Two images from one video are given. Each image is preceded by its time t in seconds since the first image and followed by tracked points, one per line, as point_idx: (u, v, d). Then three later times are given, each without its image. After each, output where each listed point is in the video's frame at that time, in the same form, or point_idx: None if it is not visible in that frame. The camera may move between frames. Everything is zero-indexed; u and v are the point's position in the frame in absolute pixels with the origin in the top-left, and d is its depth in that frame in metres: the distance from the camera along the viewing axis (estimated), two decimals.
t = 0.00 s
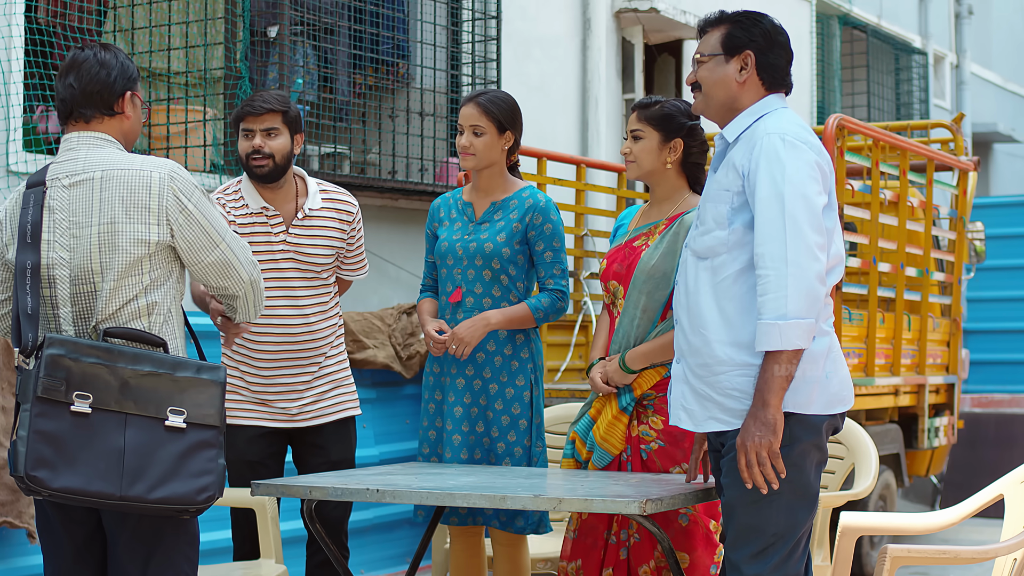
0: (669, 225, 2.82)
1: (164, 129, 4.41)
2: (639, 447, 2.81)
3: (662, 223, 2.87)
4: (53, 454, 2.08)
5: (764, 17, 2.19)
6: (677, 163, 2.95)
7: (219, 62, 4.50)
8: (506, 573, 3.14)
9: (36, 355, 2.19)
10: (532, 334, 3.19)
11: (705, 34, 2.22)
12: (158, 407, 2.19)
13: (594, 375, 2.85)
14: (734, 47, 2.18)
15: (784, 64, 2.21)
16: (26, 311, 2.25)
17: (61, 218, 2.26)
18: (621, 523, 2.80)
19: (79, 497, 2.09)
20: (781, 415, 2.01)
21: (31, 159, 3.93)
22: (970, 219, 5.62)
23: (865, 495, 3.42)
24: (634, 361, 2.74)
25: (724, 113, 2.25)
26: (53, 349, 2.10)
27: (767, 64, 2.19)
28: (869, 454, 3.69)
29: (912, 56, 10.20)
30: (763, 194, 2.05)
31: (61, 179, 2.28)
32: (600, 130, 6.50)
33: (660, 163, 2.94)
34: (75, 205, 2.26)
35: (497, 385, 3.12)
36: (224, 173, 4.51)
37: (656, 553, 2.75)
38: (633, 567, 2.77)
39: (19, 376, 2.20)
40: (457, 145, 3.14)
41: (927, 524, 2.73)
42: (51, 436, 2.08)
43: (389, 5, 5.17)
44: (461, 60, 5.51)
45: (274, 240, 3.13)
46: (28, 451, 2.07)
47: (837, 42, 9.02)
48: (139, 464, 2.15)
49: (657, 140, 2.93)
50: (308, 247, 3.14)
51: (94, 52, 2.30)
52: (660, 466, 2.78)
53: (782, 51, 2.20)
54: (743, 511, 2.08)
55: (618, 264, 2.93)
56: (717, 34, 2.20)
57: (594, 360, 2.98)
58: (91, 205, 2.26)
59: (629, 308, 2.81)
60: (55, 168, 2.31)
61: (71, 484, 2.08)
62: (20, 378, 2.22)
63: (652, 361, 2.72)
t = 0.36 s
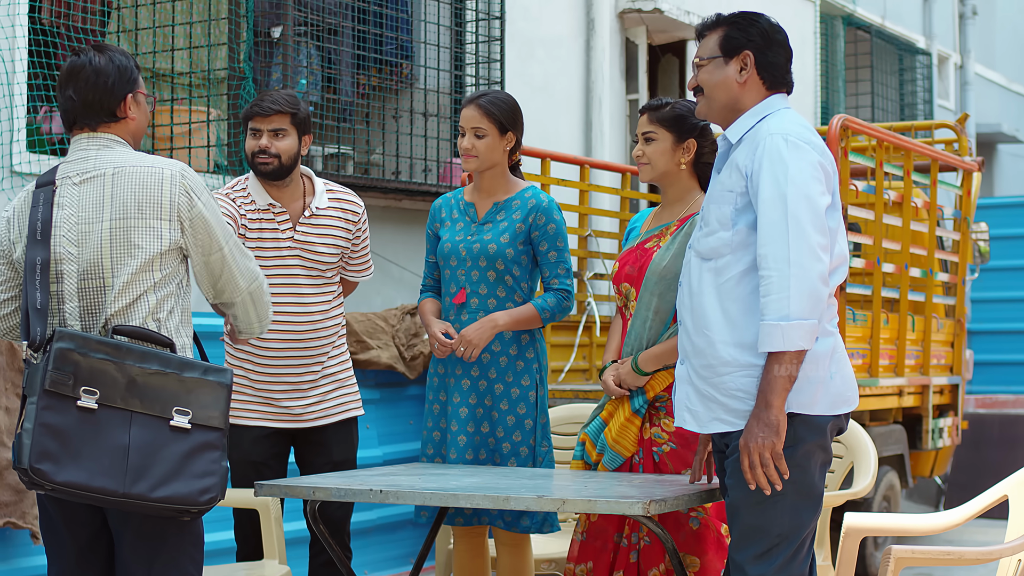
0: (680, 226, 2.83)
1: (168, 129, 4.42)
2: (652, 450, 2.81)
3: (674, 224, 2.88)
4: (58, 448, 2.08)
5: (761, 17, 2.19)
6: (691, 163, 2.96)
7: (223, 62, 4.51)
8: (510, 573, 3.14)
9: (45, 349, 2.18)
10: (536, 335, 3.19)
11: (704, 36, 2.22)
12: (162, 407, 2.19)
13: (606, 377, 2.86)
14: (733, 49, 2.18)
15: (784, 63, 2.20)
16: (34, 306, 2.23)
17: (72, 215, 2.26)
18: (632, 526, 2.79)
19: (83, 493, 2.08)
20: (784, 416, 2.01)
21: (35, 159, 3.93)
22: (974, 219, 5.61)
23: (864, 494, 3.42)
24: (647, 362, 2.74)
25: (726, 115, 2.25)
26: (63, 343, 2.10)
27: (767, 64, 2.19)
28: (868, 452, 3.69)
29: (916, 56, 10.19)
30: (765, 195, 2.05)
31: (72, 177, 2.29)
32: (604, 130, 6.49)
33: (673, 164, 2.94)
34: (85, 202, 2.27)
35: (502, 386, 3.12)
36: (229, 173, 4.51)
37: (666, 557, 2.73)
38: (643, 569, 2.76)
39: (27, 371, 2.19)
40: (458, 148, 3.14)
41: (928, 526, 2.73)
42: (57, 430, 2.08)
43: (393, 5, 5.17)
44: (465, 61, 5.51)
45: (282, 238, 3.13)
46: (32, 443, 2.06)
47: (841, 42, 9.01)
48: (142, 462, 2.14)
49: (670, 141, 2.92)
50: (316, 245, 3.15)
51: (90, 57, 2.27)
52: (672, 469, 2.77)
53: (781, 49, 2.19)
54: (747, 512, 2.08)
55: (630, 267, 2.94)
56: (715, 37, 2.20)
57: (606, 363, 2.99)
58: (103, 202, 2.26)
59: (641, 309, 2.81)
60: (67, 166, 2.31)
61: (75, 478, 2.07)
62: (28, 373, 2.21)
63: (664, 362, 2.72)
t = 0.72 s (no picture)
0: (682, 226, 2.82)
1: (170, 129, 4.43)
2: (654, 450, 2.80)
3: (675, 224, 2.87)
4: (63, 447, 2.07)
5: (756, 18, 2.18)
6: (693, 163, 2.96)
7: (227, 63, 4.49)
8: (514, 573, 3.13)
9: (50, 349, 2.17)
10: (541, 335, 3.19)
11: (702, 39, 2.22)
12: (166, 408, 2.18)
13: (608, 379, 2.87)
14: (730, 51, 2.18)
15: (783, 62, 2.20)
16: (38, 305, 2.22)
17: (76, 215, 2.26)
18: (637, 526, 2.79)
19: (85, 491, 2.07)
20: (790, 417, 2.01)
21: (39, 160, 3.93)
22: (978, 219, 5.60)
23: (869, 495, 3.42)
24: (648, 364, 2.73)
25: (728, 117, 2.24)
26: (69, 342, 2.10)
27: (766, 64, 2.19)
28: (873, 452, 3.68)
29: (920, 56, 10.19)
30: (769, 195, 2.04)
31: (76, 178, 2.28)
32: (608, 131, 6.49)
33: (676, 164, 2.94)
34: (92, 205, 2.27)
35: (508, 386, 3.12)
36: (233, 173, 4.51)
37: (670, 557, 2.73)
38: (647, 570, 2.76)
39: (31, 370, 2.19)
40: (460, 149, 3.13)
41: (934, 526, 2.76)
42: (62, 428, 2.07)
43: (396, 5, 5.18)
44: (468, 62, 5.50)
45: (285, 232, 3.13)
46: (37, 441, 2.06)
47: (845, 42, 9.00)
48: (146, 463, 2.14)
49: (673, 141, 2.93)
50: (319, 240, 3.15)
51: (94, 56, 2.28)
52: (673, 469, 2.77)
53: (778, 48, 2.19)
54: (753, 513, 2.08)
55: (633, 268, 2.93)
56: (712, 42, 2.20)
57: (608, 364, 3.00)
58: (107, 202, 2.26)
59: (642, 310, 2.82)
60: (72, 167, 2.31)
61: (78, 477, 2.07)
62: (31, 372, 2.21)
63: (666, 363, 2.72)
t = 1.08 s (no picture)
0: (678, 228, 2.81)
1: (174, 132, 4.40)
2: (649, 450, 2.80)
3: (671, 225, 2.86)
4: (59, 453, 2.09)
5: (760, 20, 2.18)
6: (688, 163, 2.96)
7: (231, 64, 4.52)
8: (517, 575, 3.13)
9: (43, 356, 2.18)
10: (545, 337, 3.19)
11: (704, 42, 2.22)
12: (163, 410, 2.18)
13: (603, 381, 2.86)
14: (734, 53, 2.18)
15: (787, 65, 2.20)
16: (33, 312, 2.23)
17: (69, 221, 2.27)
18: (633, 526, 2.78)
19: (80, 495, 2.08)
20: (795, 420, 2.00)
21: (43, 162, 3.94)
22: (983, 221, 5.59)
23: (875, 498, 3.41)
24: (644, 365, 2.73)
25: (731, 119, 2.24)
26: (60, 348, 2.12)
27: (769, 66, 2.18)
28: (879, 455, 3.68)
29: (924, 58, 10.18)
30: (773, 198, 2.04)
31: (70, 185, 2.30)
32: (612, 133, 6.49)
33: (672, 163, 2.94)
34: (82, 210, 2.27)
35: (511, 388, 3.12)
36: (236, 175, 4.53)
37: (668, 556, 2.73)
38: (646, 569, 2.76)
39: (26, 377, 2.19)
40: (464, 151, 3.13)
41: (939, 528, 2.79)
42: (56, 434, 2.09)
43: (400, 7, 5.18)
44: (472, 63, 5.52)
45: (289, 231, 3.12)
46: (30, 447, 2.08)
47: (849, 44, 9.00)
48: (142, 465, 2.13)
49: (669, 140, 2.93)
50: (324, 239, 3.15)
51: (81, 60, 2.31)
52: (669, 469, 2.77)
53: (782, 51, 2.19)
54: (758, 515, 2.07)
55: (627, 268, 2.91)
56: (716, 43, 2.20)
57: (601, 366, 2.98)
58: (95, 207, 2.26)
59: (639, 310, 2.81)
60: (66, 173, 2.32)
61: (73, 480, 2.08)
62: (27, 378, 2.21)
63: (663, 363, 2.72)
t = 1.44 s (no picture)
0: (671, 230, 2.83)
1: (180, 134, 4.45)
2: (647, 451, 2.79)
3: (663, 227, 2.87)
4: (25, 443, 2.11)
5: (775, 21, 2.17)
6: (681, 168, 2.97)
7: (236, 66, 4.49)
8: None
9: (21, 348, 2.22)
10: (549, 340, 3.19)
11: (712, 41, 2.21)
12: (135, 404, 2.16)
13: (601, 387, 2.83)
14: (746, 52, 2.17)
15: (796, 67, 2.19)
16: (21, 307, 2.29)
17: (58, 219, 2.31)
18: (633, 527, 2.78)
19: (41, 485, 2.08)
20: (799, 422, 2.00)
21: (48, 164, 3.93)
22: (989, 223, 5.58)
23: (881, 500, 3.41)
24: (641, 366, 2.72)
25: (738, 119, 2.23)
26: (31, 339, 2.15)
27: (779, 68, 2.18)
28: (886, 458, 3.67)
29: (930, 59, 10.17)
30: (777, 200, 2.03)
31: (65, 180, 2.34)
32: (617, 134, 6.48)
33: (666, 169, 2.95)
34: (68, 208, 2.30)
35: (515, 390, 3.11)
36: (241, 177, 4.52)
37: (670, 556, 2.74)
38: (646, 570, 2.76)
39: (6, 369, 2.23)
40: (469, 153, 3.13)
41: (944, 530, 2.81)
42: (21, 424, 2.11)
43: (405, 9, 5.18)
44: (478, 65, 5.53)
45: (300, 231, 3.11)
46: None
47: (855, 46, 8.98)
48: (105, 457, 2.12)
49: (664, 145, 2.94)
50: (335, 239, 3.15)
51: (84, 67, 2.34)
52: (668, 470, 2.77)
53: (795, 54, 2.18)
54: (762, 517, 2.07)
55: (621, 270, 2.92)
56: (729, 40, 2.19)
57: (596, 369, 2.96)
58: (77, 203, 2.29)
59: (634, 312, 2.80)
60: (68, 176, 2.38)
61: (34, 471, 2.09)
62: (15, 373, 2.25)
63: (659, 365, 2.71)
